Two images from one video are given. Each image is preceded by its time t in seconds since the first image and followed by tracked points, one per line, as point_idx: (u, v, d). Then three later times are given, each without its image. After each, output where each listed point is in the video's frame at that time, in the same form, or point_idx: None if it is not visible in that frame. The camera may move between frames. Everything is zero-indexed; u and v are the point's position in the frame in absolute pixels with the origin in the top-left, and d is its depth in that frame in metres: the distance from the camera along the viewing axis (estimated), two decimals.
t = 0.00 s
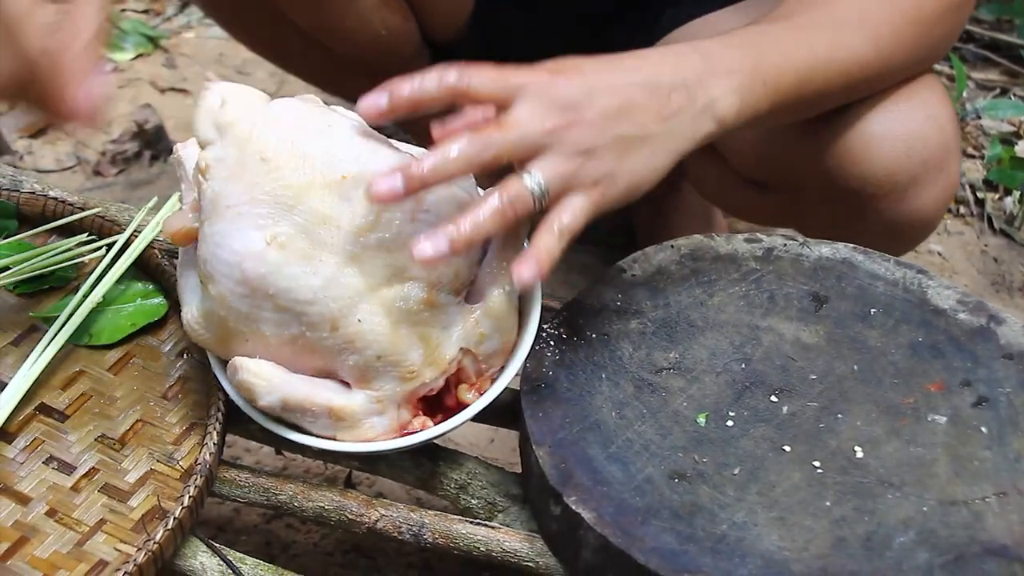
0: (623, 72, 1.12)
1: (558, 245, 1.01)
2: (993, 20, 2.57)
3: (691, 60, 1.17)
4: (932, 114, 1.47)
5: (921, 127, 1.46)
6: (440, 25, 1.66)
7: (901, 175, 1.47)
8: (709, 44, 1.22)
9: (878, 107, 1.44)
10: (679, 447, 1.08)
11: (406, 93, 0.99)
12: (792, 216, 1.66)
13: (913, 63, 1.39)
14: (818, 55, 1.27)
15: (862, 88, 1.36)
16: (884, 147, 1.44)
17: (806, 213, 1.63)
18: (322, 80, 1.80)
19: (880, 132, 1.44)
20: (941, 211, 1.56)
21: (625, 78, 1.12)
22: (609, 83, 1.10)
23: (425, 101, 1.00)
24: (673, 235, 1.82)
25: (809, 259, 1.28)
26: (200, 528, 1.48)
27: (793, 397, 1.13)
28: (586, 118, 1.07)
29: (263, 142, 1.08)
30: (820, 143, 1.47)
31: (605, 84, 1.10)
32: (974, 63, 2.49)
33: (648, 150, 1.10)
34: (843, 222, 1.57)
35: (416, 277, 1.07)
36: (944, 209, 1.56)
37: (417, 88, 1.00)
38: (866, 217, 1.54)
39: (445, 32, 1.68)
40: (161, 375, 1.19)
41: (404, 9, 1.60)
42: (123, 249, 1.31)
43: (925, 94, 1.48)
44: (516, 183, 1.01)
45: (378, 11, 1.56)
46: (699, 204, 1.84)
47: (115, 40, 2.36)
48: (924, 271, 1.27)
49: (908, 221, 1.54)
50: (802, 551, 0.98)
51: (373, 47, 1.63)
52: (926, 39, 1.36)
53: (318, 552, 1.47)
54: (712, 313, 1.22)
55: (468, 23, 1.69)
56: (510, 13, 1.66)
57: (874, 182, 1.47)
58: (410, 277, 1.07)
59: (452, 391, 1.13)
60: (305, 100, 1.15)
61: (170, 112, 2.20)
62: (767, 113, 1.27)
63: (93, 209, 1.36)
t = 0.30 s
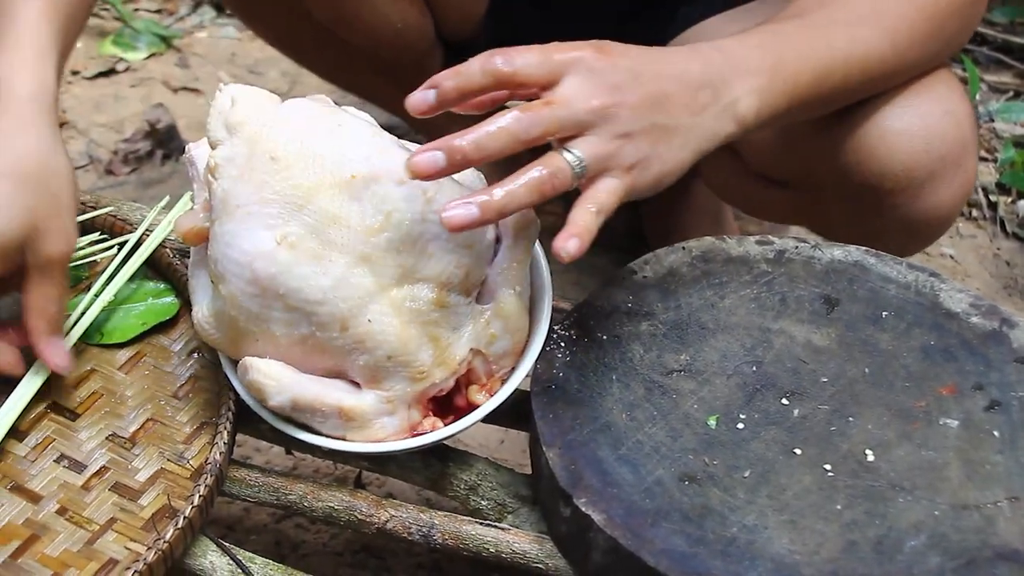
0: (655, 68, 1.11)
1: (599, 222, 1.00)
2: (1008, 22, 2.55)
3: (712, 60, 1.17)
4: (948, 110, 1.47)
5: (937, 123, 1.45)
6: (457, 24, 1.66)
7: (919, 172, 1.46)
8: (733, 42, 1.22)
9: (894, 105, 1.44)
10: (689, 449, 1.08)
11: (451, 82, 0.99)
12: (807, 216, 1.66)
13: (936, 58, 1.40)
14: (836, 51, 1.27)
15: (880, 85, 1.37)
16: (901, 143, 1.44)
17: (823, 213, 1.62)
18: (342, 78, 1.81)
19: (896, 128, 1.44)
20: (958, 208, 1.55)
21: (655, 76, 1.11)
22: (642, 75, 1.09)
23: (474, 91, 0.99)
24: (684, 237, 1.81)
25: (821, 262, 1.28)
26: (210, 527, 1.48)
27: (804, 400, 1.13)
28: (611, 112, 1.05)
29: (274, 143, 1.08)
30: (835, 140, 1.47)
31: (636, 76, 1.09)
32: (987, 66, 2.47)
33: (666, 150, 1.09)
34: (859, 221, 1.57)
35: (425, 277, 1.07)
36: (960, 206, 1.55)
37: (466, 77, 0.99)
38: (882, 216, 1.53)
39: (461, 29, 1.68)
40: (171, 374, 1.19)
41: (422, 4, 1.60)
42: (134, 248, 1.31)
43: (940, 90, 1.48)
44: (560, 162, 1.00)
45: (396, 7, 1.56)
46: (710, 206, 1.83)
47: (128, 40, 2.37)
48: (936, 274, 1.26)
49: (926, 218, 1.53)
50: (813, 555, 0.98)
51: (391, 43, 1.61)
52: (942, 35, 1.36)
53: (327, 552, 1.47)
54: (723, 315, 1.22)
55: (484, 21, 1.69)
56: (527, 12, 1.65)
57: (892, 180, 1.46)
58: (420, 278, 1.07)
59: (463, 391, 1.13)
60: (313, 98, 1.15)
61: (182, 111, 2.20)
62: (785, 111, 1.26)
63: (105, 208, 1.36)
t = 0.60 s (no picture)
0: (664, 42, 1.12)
1: (643, 187, 1.03)
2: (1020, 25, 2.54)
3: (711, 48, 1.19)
4: (953, 105, 1.48)
5: (945, 118, 1.46)
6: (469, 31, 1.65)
7: (927, 167, 1.46)
8: (734, 28, 1.24)
9: (901, 101, 1.45)
10: (698, 451, 1.08)
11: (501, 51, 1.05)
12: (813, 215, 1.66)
13: (937, 46, 1.43)
14: (832, 38, 1.31)
15: (876, 77, 1.40)
16: (909, 140, 1.44)
17: (832, 212, 1.62)
18: (345, 85, 1.82)
19: (903, 124, 1.44)
20: (966, 202, 1.56)
21: (668, 54, 1.12)
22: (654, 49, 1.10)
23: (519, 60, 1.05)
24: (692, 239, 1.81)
25: (830, 264, 1.27)
26: (218, 527, 1.48)
27: (813, 403, 1.12)
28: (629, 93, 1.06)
29: (283, 143, 1.08)
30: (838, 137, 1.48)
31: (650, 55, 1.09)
32: (998, 69, 2.46)
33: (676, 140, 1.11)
34: (866, 218, 1.57)
35: (434, 278, 1.07)
36: (969, 199, 1.56)
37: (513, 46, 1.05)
38: (893, 213, 1.54)
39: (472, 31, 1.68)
40: (180, 374, 1.19)
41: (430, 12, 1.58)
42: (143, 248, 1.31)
43: (946, 84, 1.49)
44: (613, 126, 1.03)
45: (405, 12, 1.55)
46: (718, 208, 1.83)
47: (139, 40, 2.37)
48: (946, 277, 1.26)
49: (933, 213, 1.54)
50: (822, 558, 0.98)
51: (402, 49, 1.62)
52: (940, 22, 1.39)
53: (335, 553, 1.47)
54: (732, 318, 1.22)
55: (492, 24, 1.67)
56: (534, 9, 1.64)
57: (898, 176, 1.47)
58: (429, 279, 1.07)
59: (471, 393, 1.13)
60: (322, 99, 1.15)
61: (192, 111, 2.21)
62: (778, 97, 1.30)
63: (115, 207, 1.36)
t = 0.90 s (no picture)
0: None
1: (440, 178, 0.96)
2: None
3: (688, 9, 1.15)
4: (910, 114, 1.46)
5: (896, 126, 1.45)
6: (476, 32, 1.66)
7: (873, 173, 1.46)
8: None
9: (857, 105, 1.44)
10: (706, 458, 1.08)
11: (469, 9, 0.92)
12: (778, 211, 1.67)
13: (893, 55, 1.42)
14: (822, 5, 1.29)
15: (829, 74, 1.39)
16: (855, 144, 1.44)
17: (791, 211, 1.64)
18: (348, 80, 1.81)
19: (852, 127, 1.44)
20: (917, 214, 1.54)
21: (645, 10, 1.08)
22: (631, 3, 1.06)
23: (468, 78, 0.89)
24: (698, 244, 1.81)
25: (838, 270, 1.27)
26: (224, 532, 1.48)
27: (821, 409, 1.12)
28: (594, 62, 1.01)
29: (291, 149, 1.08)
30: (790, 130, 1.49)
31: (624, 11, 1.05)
32: (1005, 74, 2.45)
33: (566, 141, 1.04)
34: (819, 218, 1.58)
35: (442, 285, 1.08)
36: (921, 211, 1.55)
37: (465, 61, 0.88)
38: (843, 217, 1.54)
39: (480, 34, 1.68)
40: (188, 379, 1.19)
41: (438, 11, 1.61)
42: (152, 254, 1.31)
43: (909, 91, 1.47)
44: (473, 163, 0.94)
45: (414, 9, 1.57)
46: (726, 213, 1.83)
47: (146, 44, 2.36)
48: (954, 283, 1.26)
49: (882, 221, 1.53)
50: (830, 564, 0.97)
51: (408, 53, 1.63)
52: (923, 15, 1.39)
53: (342, 558, 1.48)
54: (740, 324, 1.21)
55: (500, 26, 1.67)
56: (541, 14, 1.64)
57: (842, 180, 1.47)
58: (436, 285, 1.08)
59: (479, 398, 1.14)
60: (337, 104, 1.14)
61: (199, 116, 2.21)
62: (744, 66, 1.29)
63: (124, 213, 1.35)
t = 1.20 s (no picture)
0: (673, 28, 1.11)
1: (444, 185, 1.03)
2: None
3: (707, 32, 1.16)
4: (910, 128, 1.46)
5: (896, 138, 1.44)
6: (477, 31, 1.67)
7: (872, 184, 1.45)
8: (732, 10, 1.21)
9: (859, 115, 1.44)
10: (712, 464, 1.08)
11: (487, 47, 0.94)
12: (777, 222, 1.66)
13: (899, 69, 1.43)
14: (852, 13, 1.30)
15: (840, 85, 1.39)
16: (855, 154, 1.43)
17: (790, 223, 1.62)
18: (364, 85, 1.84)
19: (853, 138, 1.43)
20: (915, 227, 1.53)
21: (667, 38, 1.10)
22: (655, 33, 1.08)
23: (471, 129, 0.92)
24: (703, 251, 1.81)
25: (844, 277, 1.27)
26: (229, 537, 1.48)
27: (827, 416, 1.12)
28: (605, 99, 1.02)
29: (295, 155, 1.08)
30: (791, 141, 1.49)
31: (645, 44, 1.07)
32: (1010, 81, 2.45)
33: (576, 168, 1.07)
34: (817, 230, 1.56)
35: (448, 289, 1.07)
36: (917, 227, 1.53)
37: (474, 112, 0.91)
38: (841, 229, 1.53)
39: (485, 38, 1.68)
40: (193, 384, 1.19)
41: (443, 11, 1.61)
42: (157, 259, 1.31)
43: (911, 104, 1.47)
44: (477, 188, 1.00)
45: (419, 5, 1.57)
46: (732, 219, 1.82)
47: (152, 49, 2.37)
48: (960, 290, 1.26)
49: (880, 233, 1.52)
50: (835, 571, 0.97)
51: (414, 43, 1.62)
52: (940, 27, 1.41)
53: (346, 563, 1.48)
54: (746, 330, 1.21)
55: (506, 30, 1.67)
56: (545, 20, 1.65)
57: (841, 190, 1.46)
58: (441, 290, 1.07)
59: (485, 404, 1.14)
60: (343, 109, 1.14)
61: (205, 121, 2.22)
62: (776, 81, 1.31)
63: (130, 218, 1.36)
